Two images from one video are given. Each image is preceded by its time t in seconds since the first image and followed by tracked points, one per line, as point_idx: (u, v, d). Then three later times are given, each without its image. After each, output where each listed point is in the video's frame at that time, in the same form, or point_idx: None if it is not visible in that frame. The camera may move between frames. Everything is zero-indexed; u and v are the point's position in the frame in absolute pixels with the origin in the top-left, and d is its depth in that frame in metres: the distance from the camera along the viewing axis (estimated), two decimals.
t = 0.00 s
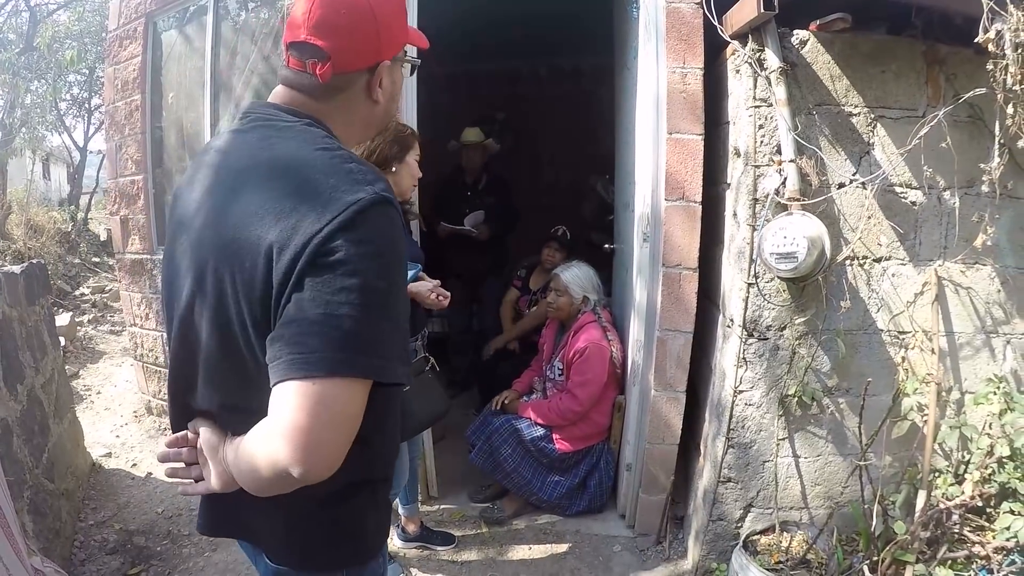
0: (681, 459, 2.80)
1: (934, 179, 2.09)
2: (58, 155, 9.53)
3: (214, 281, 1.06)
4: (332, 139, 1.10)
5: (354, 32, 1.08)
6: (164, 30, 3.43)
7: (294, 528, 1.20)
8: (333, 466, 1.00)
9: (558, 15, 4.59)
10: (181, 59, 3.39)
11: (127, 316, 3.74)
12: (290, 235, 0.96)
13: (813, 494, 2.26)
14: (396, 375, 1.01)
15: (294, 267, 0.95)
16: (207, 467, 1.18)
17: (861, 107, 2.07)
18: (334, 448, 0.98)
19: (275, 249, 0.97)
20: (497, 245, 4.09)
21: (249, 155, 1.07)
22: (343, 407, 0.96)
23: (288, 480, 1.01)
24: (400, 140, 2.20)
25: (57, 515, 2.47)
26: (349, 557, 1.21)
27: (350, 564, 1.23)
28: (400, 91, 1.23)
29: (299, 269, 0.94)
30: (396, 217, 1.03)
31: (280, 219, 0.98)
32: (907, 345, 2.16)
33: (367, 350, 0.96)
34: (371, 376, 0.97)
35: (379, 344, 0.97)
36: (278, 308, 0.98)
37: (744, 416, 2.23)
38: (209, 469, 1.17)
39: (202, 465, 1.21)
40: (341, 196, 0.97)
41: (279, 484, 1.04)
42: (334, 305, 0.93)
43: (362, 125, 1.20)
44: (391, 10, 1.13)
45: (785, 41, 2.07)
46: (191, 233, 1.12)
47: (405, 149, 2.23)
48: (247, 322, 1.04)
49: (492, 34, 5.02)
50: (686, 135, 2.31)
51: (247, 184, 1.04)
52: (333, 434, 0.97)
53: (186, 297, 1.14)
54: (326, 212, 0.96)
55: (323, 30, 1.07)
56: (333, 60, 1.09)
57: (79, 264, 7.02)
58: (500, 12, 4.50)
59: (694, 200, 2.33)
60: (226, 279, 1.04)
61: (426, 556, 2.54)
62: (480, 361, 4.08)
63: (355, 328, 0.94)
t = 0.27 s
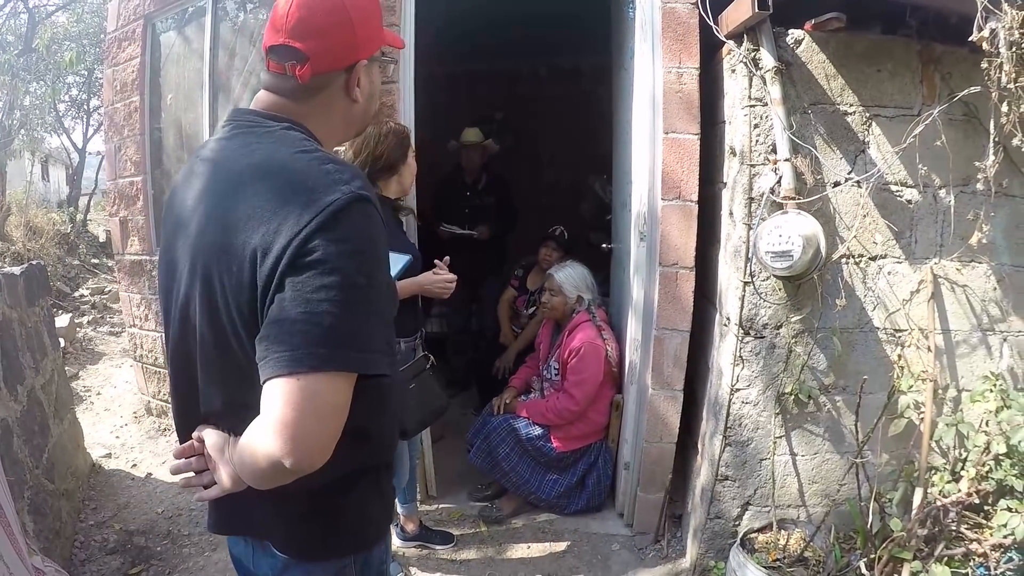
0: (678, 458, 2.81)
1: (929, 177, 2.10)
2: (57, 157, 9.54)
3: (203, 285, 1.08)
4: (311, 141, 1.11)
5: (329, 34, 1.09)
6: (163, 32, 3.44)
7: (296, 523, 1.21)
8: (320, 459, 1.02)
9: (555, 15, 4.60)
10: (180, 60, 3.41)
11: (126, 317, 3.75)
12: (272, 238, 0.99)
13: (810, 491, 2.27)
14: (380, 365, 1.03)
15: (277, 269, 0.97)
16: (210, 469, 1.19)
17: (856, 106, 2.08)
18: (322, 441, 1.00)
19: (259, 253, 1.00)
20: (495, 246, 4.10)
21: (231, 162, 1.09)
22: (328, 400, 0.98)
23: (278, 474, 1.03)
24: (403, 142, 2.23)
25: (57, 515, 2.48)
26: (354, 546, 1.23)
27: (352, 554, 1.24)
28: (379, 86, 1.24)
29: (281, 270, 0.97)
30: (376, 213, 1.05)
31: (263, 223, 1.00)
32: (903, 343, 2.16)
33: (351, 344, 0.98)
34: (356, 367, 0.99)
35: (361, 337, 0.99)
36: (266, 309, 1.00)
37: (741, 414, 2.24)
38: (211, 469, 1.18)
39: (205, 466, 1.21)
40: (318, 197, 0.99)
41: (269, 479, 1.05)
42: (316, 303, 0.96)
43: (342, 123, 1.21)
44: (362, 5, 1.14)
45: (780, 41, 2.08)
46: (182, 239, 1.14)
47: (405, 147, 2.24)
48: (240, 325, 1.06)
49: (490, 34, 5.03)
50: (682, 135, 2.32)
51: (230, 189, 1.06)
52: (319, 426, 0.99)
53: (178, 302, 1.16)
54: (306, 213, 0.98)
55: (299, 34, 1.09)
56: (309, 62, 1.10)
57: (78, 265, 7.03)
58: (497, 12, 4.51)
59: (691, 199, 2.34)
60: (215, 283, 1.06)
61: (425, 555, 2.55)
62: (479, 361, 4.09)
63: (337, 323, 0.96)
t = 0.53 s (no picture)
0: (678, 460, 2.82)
1: (929, 181, 2.10)
2: (60, 157, 9.55)
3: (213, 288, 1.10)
4: (308, 144, 1.14)
5: (311, 41, 1.12)
6: (167, 34, 3.46)
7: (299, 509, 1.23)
8: (337, 440, 1.04)
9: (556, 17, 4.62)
10: (183, 62, 3.42)
11: (128, 318, 3.76)
12: (283, 238, 1.02)
13: (809, 494, 2.28)
14: (389, 351, 1.07)
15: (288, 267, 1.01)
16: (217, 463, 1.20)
17: (855, 110, 2.09)
18: (340, 421, 1.03)
19: (271, 253, 1.03)
20: (496, 248, 4.11)
21: (234, 167, 1.11)
22: (346, 380, 1.01)
23: (294, 458, 1.05)
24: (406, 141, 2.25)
25: (59, 515, 2.49)
26: (355, 533, 1.27)
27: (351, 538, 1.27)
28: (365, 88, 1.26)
29: (295, 268, 1.00)
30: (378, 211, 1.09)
31: (270, 224, 1.03)
32: (902, 346, 2.17)
33: (361, 330, 1.01)
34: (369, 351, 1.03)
35: (371, 325, 1.03)
36: (279, 306, 1.04)
37: (741, 417, 2.25)
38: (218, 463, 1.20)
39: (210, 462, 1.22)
40: (324, 198, 1.02)
41: (284, 464, 1.07)
42: (329, 296, 0.99)
43: (333, 126, 1.24)
44: (341, 11, 1.17)
45: (780, 46, 2.09)
46: (188, 246, 1.16)
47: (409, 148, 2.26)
48: (253, 323, 1.09)
49: (491, 36, 5.04)
50: (683, 139, 2.33)
51: (236, 194, 1.08)
52: (338, 406, 1.02)
53: (185, 306, 1.18)
54: (314, 213, 1.01)
55: (282, 46, 1.11)
56: (296, 72, 1.13)
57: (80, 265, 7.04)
58: (498, 14, 4.53)
59: (691, 203, 2.35)
60: (225, 285, 1.08)
61: (426, 556, 2.56)
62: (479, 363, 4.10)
63: (349, 313, 1.00)
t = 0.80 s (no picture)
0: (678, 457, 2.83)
1: (929, 179, 2.10)
2: (60, 157, 9.55)
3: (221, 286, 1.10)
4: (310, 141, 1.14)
5: (314, 42, 1.13)
6: (167, 33, 3.47)
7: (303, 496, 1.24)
8: (349, 422, 1.06)
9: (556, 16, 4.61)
10: (184, 61, 3.43)
11: (129, 317, 3.77)
12: (290, 234, 1.02)
13: (809, 492, 2.28)
14: (394, 340, 1.08)
15: (296, 264, 1.01)
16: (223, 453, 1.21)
17: (855, 107, 2.09)
18: (350, 405, 1.04)
19: (279, 249, 1.03)
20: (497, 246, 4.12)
21: (239, 166, 1.12)
22: (355, 366, 1.02)
23: (307, 442, 1.07)
24: (425, 145, 2.24)
25: (61, 513, 2.49)
26: (356, 519, 1.29)
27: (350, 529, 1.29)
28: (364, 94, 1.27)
29: (303, 262, 1.01)
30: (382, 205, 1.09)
31: (276, 221, 1.04)
32: (903, 343, 2.17)
33: (368, 320, 1.02)
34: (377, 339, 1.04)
35: (378, 315, 1.04)
36: (288, 300, 1.04)
37: (741, 414, 2.25)
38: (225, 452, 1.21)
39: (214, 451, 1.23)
40: (329, 194, 1.03)
41: (297, 448, 1.08)
42: (337, 288, 1.00)
43: (332, 126, 1.24)
44: (346, 16, 1.18)
45: (779, 43, 2.10)
46: (194, 246, 1.16)
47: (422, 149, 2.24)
48: (262, 319, 1.09)
49: (491, 35, 5.04)
50: (683, 136, 2.33)
51: (242, 191, 1.09)
52: (348, 390, 1.03)
53: (191, 306, 1.18)
54: (322, 208, 1.02)
55: (287, 46, 1.12)
56: (299, 71, 1.14)
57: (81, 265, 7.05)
58: (498, 13, 4.53)
59: (691, 200, 2.35)
60: (233, 283, 1.09)
61: (426, 554, 2.56)
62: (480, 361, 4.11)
63: (357, 304, 1.01)
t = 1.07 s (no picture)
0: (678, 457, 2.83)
1: (927, 178, 2.11)
2: (60, 159, 9.56)
3: (226, 287, 1.11)
4: (312, 142, 1.15)
5: (323, 41, 1.14)
6: (167, 34, 3.47)
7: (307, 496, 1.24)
8: (360, 414, 1.07)
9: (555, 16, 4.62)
10: (183, 63, 3.43)
11: (129, 318, 3.77)
12: (294, 233, 1.02)
13: (809, 491, 2.28)
14: (402, 332, 1.09)
15: (298, 264, 1.02)
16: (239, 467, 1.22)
17: (854, 107, 2.09)
18: (361, 397, 1.06)
19: (284, 249, 1.03)
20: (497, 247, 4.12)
21: (242, 168, 1.12)
22: (365, 357, 1.04)
23: (322, 438, 1.08)
24: (427, 146, 2.24)
25: (60, 514, 2.49)
26: (358, 515, 1.30)
27: (354, 525, 1.29)
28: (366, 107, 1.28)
29: (308, 261, 1.01)
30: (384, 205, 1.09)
31: (278, 222, 1.04)
32: (902, 343, 2.17)
33: (375, 315, 1.03)
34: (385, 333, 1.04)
35: (384, 312, 1.05)
36: (295, 299, 1.04)
37: (741, 414, 2.25)
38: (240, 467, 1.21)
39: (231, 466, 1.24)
40: (330, 196, 1.03)
41: (312, 447, 1.09)
42: (342, 287, 1.01)
43: (333, 131, 1.24)
44: (361, 30, 1.20)
45: (777, 43, 2.10)
46: (197, 248, 1.15)
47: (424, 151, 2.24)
48: (269, 319, 1.09)
49: (490, 36, 5.05)
50: (682, 137, 2.33)
51: (246, 193, 1.09)
52: (358, 381, 1.04)
53: (196, 309, 1.18)
54: (325, 207, 1.02)
55: (295, 40, 1.13)
56: (304, 66, 1.14)
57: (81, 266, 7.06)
58: (497, 14, 4.54)
59: (690, 201, 2.35)
60: (238, 283, 1.09)
61: (427, 555, 2.56)
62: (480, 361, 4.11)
63: (365, 301, 1.02)
